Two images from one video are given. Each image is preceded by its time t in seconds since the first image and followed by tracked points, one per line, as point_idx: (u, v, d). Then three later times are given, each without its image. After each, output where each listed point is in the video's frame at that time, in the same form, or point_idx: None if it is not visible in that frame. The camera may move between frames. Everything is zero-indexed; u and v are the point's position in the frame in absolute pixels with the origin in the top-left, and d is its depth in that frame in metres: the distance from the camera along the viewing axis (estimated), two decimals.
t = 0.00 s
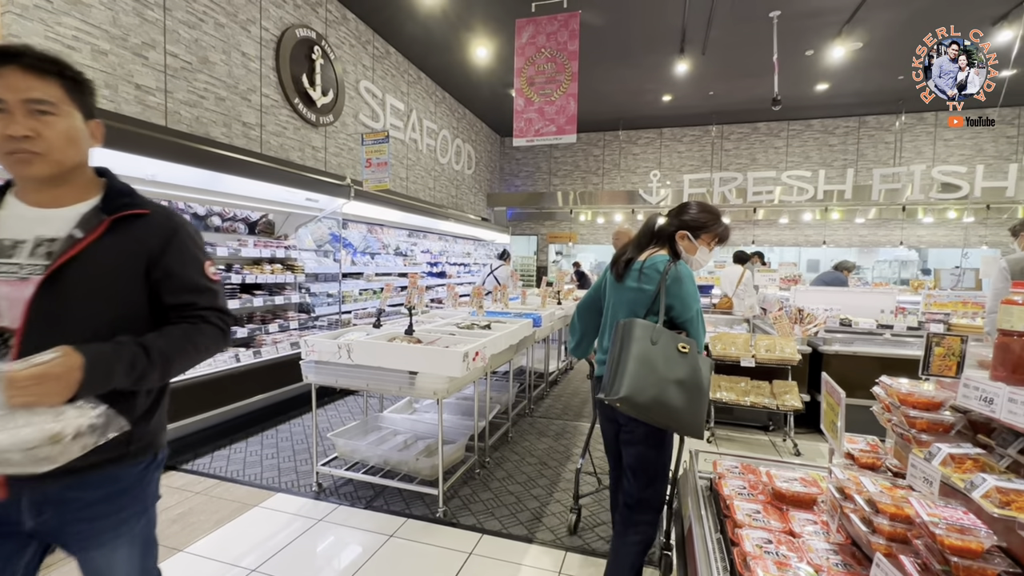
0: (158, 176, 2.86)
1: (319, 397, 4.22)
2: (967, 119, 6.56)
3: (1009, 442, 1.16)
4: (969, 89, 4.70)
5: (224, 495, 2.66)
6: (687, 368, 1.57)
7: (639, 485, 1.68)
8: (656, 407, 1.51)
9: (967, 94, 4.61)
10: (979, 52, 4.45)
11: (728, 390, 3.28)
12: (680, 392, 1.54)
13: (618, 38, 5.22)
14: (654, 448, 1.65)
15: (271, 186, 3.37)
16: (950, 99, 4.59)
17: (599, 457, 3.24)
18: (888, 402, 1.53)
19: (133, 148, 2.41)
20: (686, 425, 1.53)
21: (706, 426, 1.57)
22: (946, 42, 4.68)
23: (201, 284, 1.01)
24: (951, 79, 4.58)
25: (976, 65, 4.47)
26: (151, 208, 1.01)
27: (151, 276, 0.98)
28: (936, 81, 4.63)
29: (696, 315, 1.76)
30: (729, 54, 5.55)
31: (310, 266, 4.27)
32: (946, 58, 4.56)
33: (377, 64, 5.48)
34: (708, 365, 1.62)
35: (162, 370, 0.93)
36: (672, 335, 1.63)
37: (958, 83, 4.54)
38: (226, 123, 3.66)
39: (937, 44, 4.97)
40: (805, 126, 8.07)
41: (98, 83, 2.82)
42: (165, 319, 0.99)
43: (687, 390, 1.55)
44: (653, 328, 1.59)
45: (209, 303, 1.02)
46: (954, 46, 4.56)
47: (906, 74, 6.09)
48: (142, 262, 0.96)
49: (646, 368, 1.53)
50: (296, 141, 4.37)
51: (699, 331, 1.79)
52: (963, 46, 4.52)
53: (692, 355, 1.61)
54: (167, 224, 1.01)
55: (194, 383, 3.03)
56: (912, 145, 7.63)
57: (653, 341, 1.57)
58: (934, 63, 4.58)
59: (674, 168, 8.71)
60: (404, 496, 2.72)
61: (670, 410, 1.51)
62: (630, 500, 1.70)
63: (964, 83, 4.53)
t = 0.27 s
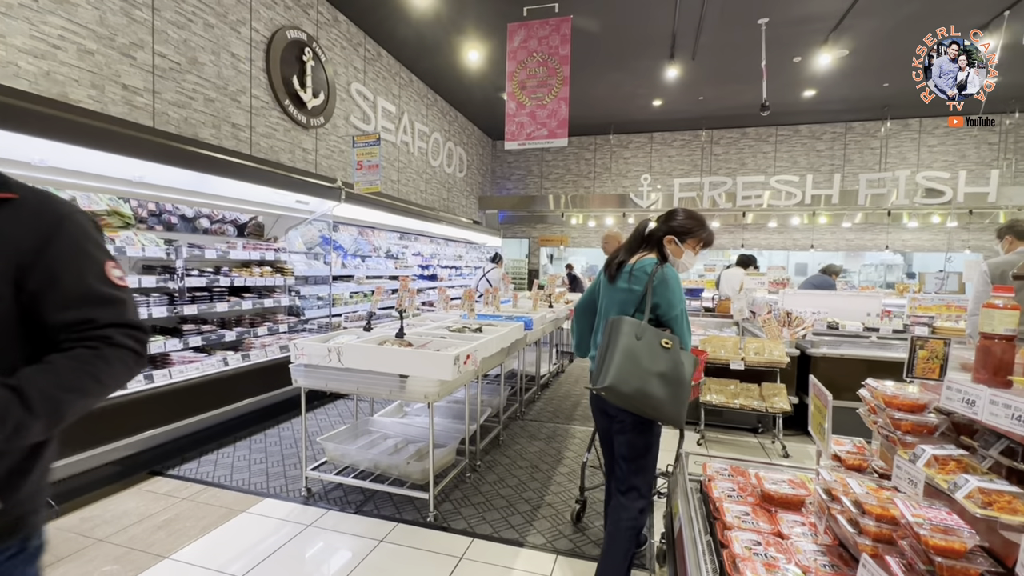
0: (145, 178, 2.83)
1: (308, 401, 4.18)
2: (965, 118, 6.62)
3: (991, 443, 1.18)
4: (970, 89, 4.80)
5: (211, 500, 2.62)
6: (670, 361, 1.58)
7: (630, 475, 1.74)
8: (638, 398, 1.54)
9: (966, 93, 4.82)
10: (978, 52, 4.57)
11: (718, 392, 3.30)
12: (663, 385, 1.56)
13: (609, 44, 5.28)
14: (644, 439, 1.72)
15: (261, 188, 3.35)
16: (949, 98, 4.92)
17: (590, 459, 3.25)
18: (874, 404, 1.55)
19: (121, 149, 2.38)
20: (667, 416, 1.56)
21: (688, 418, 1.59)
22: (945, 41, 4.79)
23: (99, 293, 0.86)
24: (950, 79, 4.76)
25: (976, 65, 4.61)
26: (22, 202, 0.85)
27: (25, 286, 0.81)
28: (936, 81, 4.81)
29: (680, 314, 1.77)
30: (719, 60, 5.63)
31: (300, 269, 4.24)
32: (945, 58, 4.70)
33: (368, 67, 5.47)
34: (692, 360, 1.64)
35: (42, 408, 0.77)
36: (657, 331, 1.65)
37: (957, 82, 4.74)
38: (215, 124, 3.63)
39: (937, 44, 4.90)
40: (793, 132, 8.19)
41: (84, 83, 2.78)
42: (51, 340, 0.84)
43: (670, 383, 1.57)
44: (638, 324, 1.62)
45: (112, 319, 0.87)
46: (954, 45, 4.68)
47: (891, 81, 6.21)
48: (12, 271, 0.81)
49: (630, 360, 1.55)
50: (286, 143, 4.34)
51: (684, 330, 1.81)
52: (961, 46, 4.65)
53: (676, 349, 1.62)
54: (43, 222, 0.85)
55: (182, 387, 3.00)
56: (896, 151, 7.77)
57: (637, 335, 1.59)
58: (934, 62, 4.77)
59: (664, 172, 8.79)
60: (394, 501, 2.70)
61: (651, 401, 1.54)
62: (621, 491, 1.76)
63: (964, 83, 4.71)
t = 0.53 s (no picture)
0: (127, 180, 2.77)
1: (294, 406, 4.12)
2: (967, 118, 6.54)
3: (968, 445, 1.20)
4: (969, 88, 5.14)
5: (192, 508, 2.57)
6: (645, 358, 1.67)
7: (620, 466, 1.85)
8: (611, 389, 1.66)
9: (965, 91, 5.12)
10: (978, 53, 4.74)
11: (704, 396, 3.33)
12: (636, 379, 1.65)
13: (597, 50, 5.33)
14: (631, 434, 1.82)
15: (246, 191, 3.31)
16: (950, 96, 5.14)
17: (578, 463, 3.26)
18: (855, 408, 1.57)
19: (101, 150, 2.34)
20: (640, 408, 1.66)
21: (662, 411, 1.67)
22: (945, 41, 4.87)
23: None
24: (951, 79, 4.96)
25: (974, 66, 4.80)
26: None
27: None
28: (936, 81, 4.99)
29: (660, 314, 1.79)
30: (706, 68, 5.71)
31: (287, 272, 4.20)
32: (945, 58, 4.83)
33: (357, 69, 5.45)
34: (668, 358, 1.71)
35: None
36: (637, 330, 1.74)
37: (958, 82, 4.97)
38: (200, 125, 3.58)
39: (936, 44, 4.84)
40: (778, 138, 8.33)
41: (64, 83, 2.73)
42: None
43: (645, 377, 1.66)
44: (617, 322, 1.73)
45: None
46: (954, 45, 4.79)
47: (872, 90, 6.35)
48: None
49: (606, 354, 1.67)
50: (272, 145, 4.30)
51: (664, 331, 1.82)
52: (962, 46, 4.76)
53: (654, 347, 1.70)
54: None
55: (163, 392, 2.95)
56: (878, 158, 7.94)
57: (614, 332, 1.70)
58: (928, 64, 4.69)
59: (652, 176, 8.88)
60: (381, 507, 2.67)
61: (624, 393, 1.65)
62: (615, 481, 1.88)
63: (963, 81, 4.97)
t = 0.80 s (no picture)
0: (104, 182, 2.71)
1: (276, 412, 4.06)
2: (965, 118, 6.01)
3: (942, 447, 1.23)
4: (968, 90, 4.11)
5: (171, 517, 2.51)
6: (632, 360, 1.68)
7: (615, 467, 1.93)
8: (600, 392, 1.67)
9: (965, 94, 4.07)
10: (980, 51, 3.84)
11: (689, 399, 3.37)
12: (624, 381, 1.66)
13: (582, 56, 5.36)
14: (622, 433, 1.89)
15: (228, 193, 3.25)
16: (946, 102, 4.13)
17: (565, 467, 3.26)
18: (835, 411, 1.59)
19: (79, 151, 2.29)
20: (628, 410, 1.66)
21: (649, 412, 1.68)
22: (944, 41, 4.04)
23: None
24: (950, 80, 3.98)
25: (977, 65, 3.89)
26: None
27: None
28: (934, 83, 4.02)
29: (643, 318, 1.81)
30: (688, 74, 5.77)
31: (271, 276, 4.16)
32: (945, 59, 3.95)
33: (342, 72, 5.41)
34: (655, 360, 1.72)
35: None
36: (623, 333, 1.75)
37: (958, 83, 3.97)
38: (181, 126, 3.52)
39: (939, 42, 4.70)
40: (760, 144, 8.46)
41: (40, 82, 2.67)
42: None
43: (632, 379, 1.67)
44: (604, 326, 1.74)
45: None
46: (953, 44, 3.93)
47: (850, 98, 6.48)
48: None
49: (593, 358, 1.68)
50: (256, 147, 4.24)
51: (649, 334, 1.83)
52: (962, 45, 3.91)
53: (641, 349, 1.72)
54: None
55: (141, 398, 2.88)
56: (856, 165, 8.12)
57: (601, 336, 1.71)
58: (931, 63, 4.00)
59: (637, 181, 8.95)
60: (365, 514, 2.64)
61: (612, 395, 1.66)
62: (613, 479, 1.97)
63: (964, 83, 3.97)
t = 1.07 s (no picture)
0: (77, 182, 2.63)
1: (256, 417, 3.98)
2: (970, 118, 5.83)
3: (915, 449, 1.27)
4: (969, 89, 4.23)
5: (146, 528, 2.44)
6: (614, 363, 1.69)
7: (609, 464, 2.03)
8: (581, 394, 1.67)
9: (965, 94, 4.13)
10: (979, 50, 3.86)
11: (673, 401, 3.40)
12: (605, 384, 1.67)
13: (567, 60, 5.39)
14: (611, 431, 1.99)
15: (207, 195, 3.19)
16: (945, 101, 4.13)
17: (550, 470, 3.27)
18: (812, 414, 1.61)
19: (53, 151, 2.23)
20: (609, 413, 1.67)
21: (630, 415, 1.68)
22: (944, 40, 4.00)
23: None
24: (950, 79, 3.94)
25: (976, 65, 3.90)
26: None
27: None
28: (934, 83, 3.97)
29: (628, 321, 1.83)
30: (671, 80, 5.84)
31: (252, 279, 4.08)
32: (945, 59, 3.90)
33: (325, 73, 5.36)
34: (638, 364, 1.72)
35: None
36: (607, 336, 1.76)
37: (958, 82, 3.96)
38: (159, 126, 3.45)
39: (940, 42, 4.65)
40: (741, 150, 8.61)
41: (9, 79, 2.58)
42: None
43: (614, 382, 1.67)
44: (587, 329, 1.75)
45: None
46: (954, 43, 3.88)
47: (828, 106, 6.63)
48: None
49: (575, 361, 1.69)
50: (236, 148, 4.17)
51: (634, 337, 1.85)
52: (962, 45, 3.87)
53: (623, 352, 1.72)
54: None
55: (114, 405, 2.80)
56: (834, 171, 8.31)
57: (583, 339, 1.72)
58: (931, 63, 3.93)
59: (621, 185, 9.04)
60: (347, 520, 2.61)
61: (592, 398, 1.66)
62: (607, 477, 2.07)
63: (964, 82, 3.96)
